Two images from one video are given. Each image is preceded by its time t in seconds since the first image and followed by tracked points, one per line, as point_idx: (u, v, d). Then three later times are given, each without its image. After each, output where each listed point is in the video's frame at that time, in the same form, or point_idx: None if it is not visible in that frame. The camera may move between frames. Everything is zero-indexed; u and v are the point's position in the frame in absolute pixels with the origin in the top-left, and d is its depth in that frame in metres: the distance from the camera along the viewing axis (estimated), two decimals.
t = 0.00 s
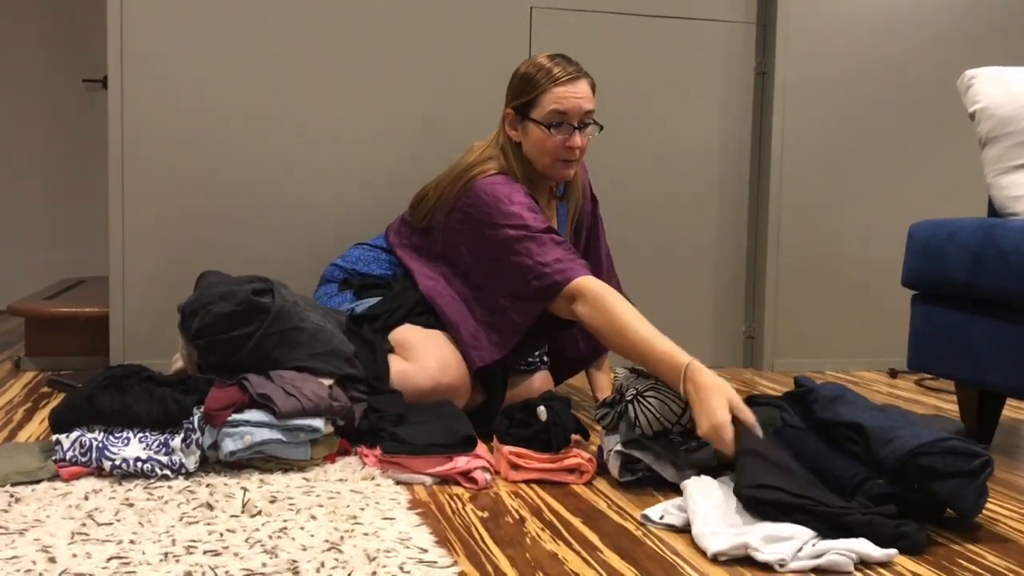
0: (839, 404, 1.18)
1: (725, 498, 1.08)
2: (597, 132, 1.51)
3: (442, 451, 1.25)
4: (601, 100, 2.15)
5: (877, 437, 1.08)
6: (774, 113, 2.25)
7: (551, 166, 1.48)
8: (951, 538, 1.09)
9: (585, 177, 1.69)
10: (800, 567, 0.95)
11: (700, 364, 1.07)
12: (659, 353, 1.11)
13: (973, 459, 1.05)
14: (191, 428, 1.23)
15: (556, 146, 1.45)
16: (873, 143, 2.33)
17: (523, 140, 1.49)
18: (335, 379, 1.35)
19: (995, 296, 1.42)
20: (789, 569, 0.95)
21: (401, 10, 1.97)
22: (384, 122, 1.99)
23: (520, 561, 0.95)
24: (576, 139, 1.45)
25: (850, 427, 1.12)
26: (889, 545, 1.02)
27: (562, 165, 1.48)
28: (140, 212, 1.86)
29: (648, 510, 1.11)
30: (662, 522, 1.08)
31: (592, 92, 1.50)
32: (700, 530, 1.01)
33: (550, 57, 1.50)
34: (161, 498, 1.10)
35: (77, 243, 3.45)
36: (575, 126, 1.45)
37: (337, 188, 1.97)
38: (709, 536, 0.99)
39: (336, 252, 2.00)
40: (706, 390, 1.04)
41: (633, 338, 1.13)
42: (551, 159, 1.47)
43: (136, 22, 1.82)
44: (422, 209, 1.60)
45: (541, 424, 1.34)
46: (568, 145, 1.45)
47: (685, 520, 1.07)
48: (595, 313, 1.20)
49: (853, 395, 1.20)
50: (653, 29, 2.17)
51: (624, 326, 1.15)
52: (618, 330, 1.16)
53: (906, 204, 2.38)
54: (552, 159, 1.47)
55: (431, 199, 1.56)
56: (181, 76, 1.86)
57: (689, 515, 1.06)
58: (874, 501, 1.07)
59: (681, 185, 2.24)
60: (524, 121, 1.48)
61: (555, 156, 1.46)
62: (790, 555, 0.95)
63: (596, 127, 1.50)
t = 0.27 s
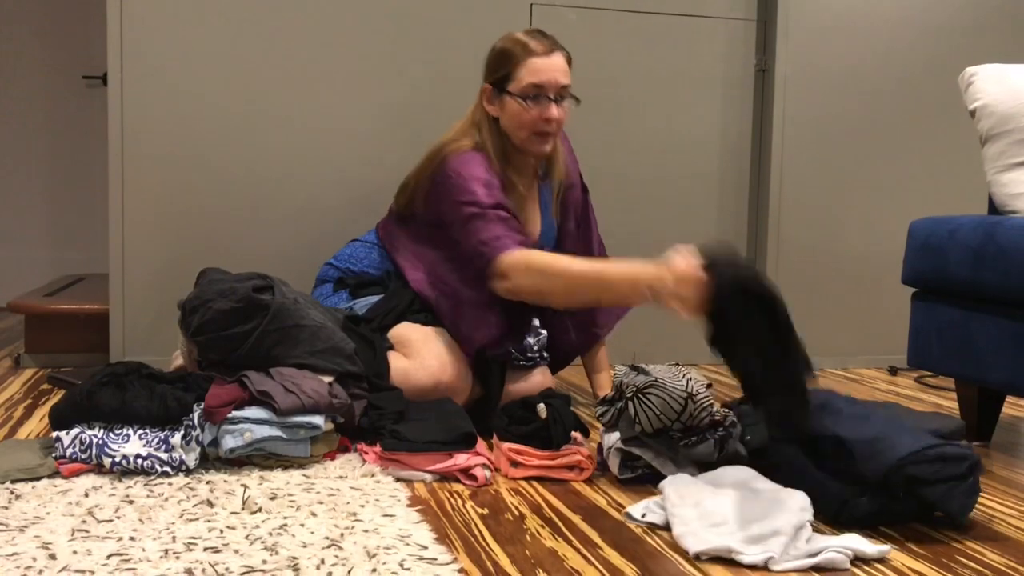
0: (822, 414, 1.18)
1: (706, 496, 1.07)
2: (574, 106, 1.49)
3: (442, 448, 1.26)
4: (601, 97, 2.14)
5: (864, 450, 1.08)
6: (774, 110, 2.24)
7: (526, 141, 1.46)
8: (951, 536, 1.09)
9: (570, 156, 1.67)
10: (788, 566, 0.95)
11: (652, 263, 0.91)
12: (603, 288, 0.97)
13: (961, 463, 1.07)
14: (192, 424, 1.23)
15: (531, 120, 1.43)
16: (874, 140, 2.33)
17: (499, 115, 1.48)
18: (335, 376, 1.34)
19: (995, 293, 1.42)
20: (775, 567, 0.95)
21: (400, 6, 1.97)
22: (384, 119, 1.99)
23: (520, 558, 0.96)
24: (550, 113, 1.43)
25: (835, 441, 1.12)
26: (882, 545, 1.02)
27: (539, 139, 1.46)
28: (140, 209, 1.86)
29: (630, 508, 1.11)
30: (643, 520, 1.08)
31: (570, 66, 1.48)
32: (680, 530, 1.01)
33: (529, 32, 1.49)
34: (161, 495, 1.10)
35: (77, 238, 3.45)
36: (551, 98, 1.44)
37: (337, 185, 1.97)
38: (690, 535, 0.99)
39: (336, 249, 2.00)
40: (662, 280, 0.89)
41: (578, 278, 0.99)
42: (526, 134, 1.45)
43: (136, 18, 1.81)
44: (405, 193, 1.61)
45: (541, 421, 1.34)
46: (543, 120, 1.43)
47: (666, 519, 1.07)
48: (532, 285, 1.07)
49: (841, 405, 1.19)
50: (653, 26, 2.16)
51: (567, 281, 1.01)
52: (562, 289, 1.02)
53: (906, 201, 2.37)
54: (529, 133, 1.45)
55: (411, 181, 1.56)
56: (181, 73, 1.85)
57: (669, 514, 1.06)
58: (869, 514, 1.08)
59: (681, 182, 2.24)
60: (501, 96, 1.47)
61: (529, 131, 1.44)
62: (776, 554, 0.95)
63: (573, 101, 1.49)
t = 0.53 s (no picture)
0: (806, 421, 1.18)
1: (705, 489, 1.07)
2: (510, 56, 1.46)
3: (442, 444, 1.25)
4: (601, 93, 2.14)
5: (843, 458, 1.08)
6: (775, 107, 2.24)
7: (463, 94, 1.44)
8: (951, 532, 1.09)
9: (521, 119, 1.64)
10: (788, 563, 0.95)
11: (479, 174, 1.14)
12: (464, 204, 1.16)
13: (945, 455, 1.06)
14: (192, 421, 1.23)
15: (470, 71, 1.41)
16: (874, 136, 2.33)
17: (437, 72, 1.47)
18: (335, 372, 1.35)
19: (995, 291, 1.42)
20: (778, 563, 0.95)
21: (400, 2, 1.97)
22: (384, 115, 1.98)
23: (520, 555, 0.96)
24: (482, 60, 1.41)
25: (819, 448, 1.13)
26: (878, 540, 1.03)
27: (481, 92, 1.43)
28: (139, 206, 1.86)
29: (630, 504, 1.11)
30: (643, 516, 1.09)
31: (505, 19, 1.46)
32: (681, 527, 1.01)
33: None
34: (161, 491, 1.10)
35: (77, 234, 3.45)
36: (487, 49, 1.42)
37: (337, 182, 1.97)
38: (691, 531, 0.99)
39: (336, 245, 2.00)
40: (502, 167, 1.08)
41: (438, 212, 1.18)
42: (460, 85, 1.43)
43: (135, 14, 1.81)
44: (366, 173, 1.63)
45: (541, 417, 1.33)
46: (474, 69, 1.41)
47: (666, 515, 1.07)
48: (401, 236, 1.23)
49: (825, 406, 1.19)
50: (653, 22, 2.16)
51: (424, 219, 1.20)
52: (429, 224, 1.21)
53: (906, 198, 2.37)
54: (469, 85, 1.42)
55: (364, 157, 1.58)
56: (181, 70, 1.85)
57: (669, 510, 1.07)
58: (862, 516, 1.09)
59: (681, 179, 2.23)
60: (440, 53, 1.45)
61: (463, 82, 1.42)
62: (779, 549, 0.95)
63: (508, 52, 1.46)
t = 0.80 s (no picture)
0: (806, 419, 1.18)
1: (704, 485, 1.07)
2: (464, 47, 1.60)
3: (442, 442, 1.25)
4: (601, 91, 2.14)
5: (842, 457, 1.08)
6: (775, 105, 2.24)
7: (421, 78, 1.57)
8: (950, 530, 1.09)
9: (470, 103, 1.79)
10: (788, 560, 0.95)
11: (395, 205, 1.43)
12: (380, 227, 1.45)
13: (944, 454, 1.05)
14: (192, 418, 1.23)
15: (426, 58, 1.55)
16: (874, 134, 2.33)
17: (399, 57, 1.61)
18: (335, 368, 1.35)
19: (996, 289, 1.42)
20: (777, 562, 0.95)
21: None
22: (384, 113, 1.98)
23: (520, 553, 0.96)
24: (439, 51, 1.55)
25: (818, 446, 1.13)
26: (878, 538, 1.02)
27: (435, 78, 1.57)
28: (139, 204, 1.86)
29: (630, 502, 1.11)
30: (643, 514, 1.09)
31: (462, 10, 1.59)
32: (681, 525, 1.01)
33: None
34: (161, 489, 1.10)
35: (78, 232, 3.45)
36: (444, 38, 1.55)
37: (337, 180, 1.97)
38: (691, 529, 0.99)
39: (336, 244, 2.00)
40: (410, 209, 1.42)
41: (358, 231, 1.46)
42: (420, 72, 1.57)
43: (134, 11, 1.81)
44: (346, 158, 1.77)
45: (541, 416, 1.32)
46: (432, 58, 1.55)
47: (666, 513, 1.08)
48: (333, 244, 1.49)
49: (826, 405, 1.19)
50: (653, 20, 2.16)
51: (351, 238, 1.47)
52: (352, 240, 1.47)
53: (906, 196, 2.37)
54: (424, 70, 1.56)
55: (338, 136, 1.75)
56: (181, 68, 1.85)
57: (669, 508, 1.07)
58: (861, 515, 1.09)
59: (681, 177, 2.23)
60: (399, 36, 1.58)
61: (422, 69, 1.56)
62: (779, 547, 0.95)
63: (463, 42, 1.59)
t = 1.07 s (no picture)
0: (805, 420, 1.18)
1: (703, 485, 1.07)
2: (446, 47, 1.61)
3: (442, 442, 1.25)
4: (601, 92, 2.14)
5: (842, 457, 1.08)
6: (775, 105, 2.24)
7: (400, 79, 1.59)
8: (950, 531, 1.09)
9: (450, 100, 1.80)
10: (788, 561, 0.95)
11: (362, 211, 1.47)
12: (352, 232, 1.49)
13: (944, 454, 1.05)
14: (192, 419, 1.23)
15: (405, 61, 1.56)
16: (874, 135, 2.33)
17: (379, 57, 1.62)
18: (335, 368, 1.35)
19: (996, 289, 1.42)
20: (777, 562, 0.95)
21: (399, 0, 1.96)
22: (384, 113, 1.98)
23: (519, 553, 0.96)
24: (414, 56, 1.56)
25: (818, 447, 1.13)
26: (877, 538, 1.03)
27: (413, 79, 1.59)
28: (139, 204, 1.86)
29: (630, 502, 1.12)
30: (643, 514, 1.09)
31: (442, 11, 1.59)
32: (680, 525, 1.01)
33: None
34: (161, 489, 1.10)
35: (78, 232, 3.45)
36: (424, 41, 1.56)
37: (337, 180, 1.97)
38: (691, 530, 1.00)
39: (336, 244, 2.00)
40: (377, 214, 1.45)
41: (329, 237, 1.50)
42: (397, 76, 1.59)
43: (134, 11, 1.81)
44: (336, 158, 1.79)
45: (541, 416, 1.32)
46: (408, 62, 1.57)
47: (665, 513, 1.08)
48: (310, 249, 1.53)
49: (826, 404, 1.19)
50: (653, 21, 2.16)
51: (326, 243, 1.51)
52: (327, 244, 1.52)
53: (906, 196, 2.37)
54: (403, 72, 1.58)
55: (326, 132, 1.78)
56: (181, 68, 1.85)
57: (669, 509, 1.07)
58: (861, 515, 1.09)
59: (681, 176, 2.23)
60: (380, 36, 1.59)
61: (399, 73, 1.58)
62: (778, 548, 0.95)
63: (445, 43, 1.60)
